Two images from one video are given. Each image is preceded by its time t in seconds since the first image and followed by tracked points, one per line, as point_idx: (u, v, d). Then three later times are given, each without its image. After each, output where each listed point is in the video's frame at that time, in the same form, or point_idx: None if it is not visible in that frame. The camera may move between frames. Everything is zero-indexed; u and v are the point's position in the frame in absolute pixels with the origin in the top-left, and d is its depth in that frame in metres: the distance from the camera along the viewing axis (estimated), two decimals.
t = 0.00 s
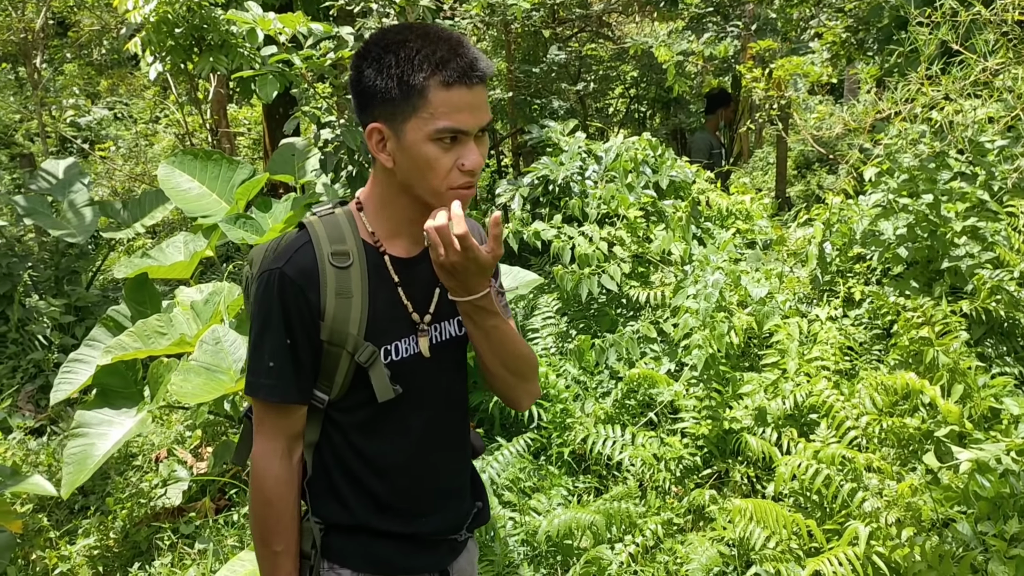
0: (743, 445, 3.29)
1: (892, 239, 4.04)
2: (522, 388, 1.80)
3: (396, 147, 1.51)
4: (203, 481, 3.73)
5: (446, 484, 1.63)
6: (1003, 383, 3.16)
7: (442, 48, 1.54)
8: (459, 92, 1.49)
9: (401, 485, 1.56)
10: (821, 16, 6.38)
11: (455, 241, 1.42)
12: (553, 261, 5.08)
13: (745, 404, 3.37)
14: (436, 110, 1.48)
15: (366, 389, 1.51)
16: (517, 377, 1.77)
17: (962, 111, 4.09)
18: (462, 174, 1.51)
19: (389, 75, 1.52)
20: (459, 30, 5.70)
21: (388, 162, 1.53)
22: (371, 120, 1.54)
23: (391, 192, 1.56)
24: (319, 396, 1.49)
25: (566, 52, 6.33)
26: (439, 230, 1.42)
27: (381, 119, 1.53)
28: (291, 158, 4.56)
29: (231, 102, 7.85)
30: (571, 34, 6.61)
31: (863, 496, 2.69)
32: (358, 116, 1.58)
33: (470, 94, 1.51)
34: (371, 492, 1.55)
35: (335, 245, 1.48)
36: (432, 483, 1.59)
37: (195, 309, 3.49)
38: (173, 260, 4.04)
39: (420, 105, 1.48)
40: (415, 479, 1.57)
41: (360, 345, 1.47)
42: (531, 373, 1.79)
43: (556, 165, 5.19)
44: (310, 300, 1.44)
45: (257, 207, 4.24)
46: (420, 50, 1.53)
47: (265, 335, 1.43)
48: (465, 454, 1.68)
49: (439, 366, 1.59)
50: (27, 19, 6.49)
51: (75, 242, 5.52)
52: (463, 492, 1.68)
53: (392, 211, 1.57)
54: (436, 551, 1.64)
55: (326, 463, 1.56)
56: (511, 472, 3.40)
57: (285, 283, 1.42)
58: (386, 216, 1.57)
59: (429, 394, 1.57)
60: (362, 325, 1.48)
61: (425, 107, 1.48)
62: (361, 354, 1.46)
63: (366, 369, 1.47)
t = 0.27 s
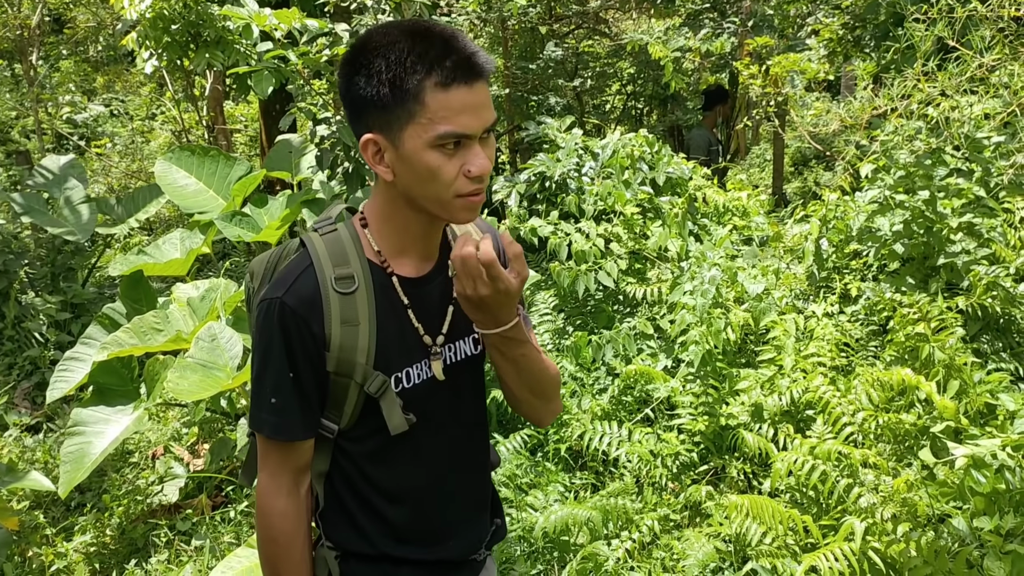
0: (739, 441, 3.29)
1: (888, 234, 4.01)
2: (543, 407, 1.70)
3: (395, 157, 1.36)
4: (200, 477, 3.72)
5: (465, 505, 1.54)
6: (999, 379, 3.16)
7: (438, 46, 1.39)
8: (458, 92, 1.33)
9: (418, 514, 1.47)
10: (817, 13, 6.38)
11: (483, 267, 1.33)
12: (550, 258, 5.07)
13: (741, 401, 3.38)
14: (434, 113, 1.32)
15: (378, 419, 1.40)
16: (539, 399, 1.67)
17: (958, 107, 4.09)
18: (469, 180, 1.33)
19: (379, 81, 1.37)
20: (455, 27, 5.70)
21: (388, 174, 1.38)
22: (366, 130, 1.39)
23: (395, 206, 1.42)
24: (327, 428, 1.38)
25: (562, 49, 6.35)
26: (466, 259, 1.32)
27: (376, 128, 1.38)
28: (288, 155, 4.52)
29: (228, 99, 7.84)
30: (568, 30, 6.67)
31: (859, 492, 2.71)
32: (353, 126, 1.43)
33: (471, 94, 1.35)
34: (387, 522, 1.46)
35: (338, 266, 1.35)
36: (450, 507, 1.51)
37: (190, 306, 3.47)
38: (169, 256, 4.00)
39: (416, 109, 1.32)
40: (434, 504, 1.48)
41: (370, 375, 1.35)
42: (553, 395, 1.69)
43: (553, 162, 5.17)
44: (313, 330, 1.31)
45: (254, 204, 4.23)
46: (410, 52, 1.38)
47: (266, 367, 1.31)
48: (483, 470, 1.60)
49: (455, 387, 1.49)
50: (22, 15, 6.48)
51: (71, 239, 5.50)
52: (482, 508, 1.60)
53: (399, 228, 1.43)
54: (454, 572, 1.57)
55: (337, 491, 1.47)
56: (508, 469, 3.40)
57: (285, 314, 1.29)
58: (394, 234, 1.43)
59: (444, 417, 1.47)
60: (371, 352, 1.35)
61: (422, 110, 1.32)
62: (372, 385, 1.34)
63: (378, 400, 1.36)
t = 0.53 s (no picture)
0: (736, 439, 3.29)
1: (885, 233, 4.03)
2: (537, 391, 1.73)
3: (364, 137, 1.21)
4: (197, 476, 3.73)
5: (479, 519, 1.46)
6: (995, 377, 3.16)
7: (409, 8, 1.24)
8: (435, 60, 1.19)
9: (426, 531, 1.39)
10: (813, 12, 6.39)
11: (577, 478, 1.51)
12: (547, 256, 5.07)
13: (738, 399, 3.38)
14: (410, 85, 1.18)
15: (370, 439, 1.28)
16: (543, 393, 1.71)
17: (954, 105, 4.10)
18: (448, 162, 1.20)
19: (347, 49, 1.23)
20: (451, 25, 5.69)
21: (356, 158, 1.24)
22: (331, 109, 1.25)
23: (366, 196, 1.28)
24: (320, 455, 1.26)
25: (558, 47, 6.46)
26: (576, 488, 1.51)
27: (341, 105, 1.23)
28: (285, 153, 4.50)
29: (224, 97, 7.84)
30: (564, 29, 6.82)
31: (856, 490, 2.70)
32: (315, 106, 1.29)
33: (450, 63, 1.21)
34: (395, 544, 1.38)
35: (311, 276, 1.22)
36: (463, 522, 1.43)
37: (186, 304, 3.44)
38: (166, 255, 3.98)
39: (387, 81, 1.18)
40: (445, 521, 1.40)
41: (357, 393, 1.22)
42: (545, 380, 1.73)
43: (550, 160, 5.17)
44: (287, 349, 1.18)
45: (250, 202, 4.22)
46: (381, 14, 1.23)
47: (239, 394, 1.19)
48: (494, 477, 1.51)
49: (458, 393, 1.38)
50: (18, 13, 6.46)
51: (66, 238, 5.49)
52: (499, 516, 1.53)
53: (370, 221, 1.30)
54: None
55: (340, 518, 1.37)
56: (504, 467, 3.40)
57: (256, 341, 1.17)
58: (367, 228, 1.30)
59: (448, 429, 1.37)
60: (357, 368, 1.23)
61: (395, 82, 1.18)
62: (362, 405, 1.22)
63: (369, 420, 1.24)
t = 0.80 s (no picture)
0: (732, 440, 3.30)
1: (880, 234, 4.04)
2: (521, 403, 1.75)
3: (375, 154, 1.21)
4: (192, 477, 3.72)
5: (481, 545, 1.48)
6: (989, 377, 3.17)
7: (423, 16, 1.22)
8: (455, 74, 1.19)
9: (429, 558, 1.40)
10: (808, 13, 6.41)
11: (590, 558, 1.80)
12: (542, 257, 5.07)
13: (734, 399, 3.38)
14: (429, 102, 1.18)
15: (375, 469, 1.29)
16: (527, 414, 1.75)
17: (949, 107, 4.08)
18: (465, 180, 1.22)
19: (356, 58, 1.20)
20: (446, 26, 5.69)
21: (365, 176, 1.23)
22: (337, 122, 1.23)
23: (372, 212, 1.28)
24: (324, 486, 1.27)
25: (554, 48, 6.51)
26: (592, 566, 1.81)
27: (349, 121, 1.21)
28: (279, 154, 4.48)
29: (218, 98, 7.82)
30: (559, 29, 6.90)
31: (851, 490, 2.70)
32: (317, 116, 1.26)
33: (467, 78, 1.21)
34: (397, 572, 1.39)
35: (312, 307, 1.21)
36: (465, 548, 1.45)
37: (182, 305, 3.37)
38: (162, 256, 3.96)
39: (405, 97, 1.17)
40: (448, 548, 1.42)
41: (363, 428, 1.22)
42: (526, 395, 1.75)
43: (545, 161, 5.19)
44: (289, 385, 1.18)
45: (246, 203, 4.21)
46: (392, 22, 1.20)
47: (240, 434, 1.18)
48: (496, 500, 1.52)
49: (463, 420, 1.39)
50: (12, 14, 6.44)
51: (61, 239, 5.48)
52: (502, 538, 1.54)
53: (375, 237, 1.31)
54: None
55: (342, 548, 1.38)
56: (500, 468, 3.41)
57: (258, 380, 1.16)
58: (369, 244, 1.32)
59: (452, 457, 1.37)
60: (363, 401, 1.23)
61: (413, 99, 1.17)
62: (368, 438, 1.22)
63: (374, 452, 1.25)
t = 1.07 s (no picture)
0: (721, 442, 3.29)
1: (868, 236, 4.05)
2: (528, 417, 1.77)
3: (439, 153, 1.24)
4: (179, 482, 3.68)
5: (512, 557, 1.48)
6: (977, 379, 3.18)
7: (494, 15, 1.25)
8: (525, 73, 1.22)
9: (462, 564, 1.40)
10: (796, 14, 6.43)
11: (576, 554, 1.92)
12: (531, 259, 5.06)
13: (723, 401, 3.38)
14: (496, 102, 1.21)
15: (414, 470, 1.31)
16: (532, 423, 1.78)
17: (936, 109, 4.12)
18: (527, 180, 1.25)
19: (427, 56, 1.24)
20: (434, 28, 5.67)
21: (427, 173, 1.26)
22: (403, 119, 1.26)
23: (429, 209, 1.32)
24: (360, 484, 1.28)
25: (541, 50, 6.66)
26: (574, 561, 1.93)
27: (416, 119, 1.25)
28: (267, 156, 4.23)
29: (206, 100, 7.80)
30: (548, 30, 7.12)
31: (840, 493, 2.69)
32: (384, 113, 1.30)
33: (534, 79, 1.24)
34: None
35: (359, 303, 1.25)
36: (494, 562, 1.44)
37: (168, 308, 3.26)
38: (147, 259, 3.95)
39: (473, 96, 1.20)
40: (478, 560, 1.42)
41: (403, 425, 1.24)
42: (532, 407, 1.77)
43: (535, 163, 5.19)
44: (333, 379, 1.20)
45: (232, 205, 4.19)
46: (466, 21, 1.23)
47: (282, 426, 1.20)
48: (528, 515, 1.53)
49: (502, 426, 1.40)
50: None
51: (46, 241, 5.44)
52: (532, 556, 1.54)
53: (432, 235, 1.35)
54: None
55: (372, 554, 1.38)
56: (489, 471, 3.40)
57: (301, 369, 1.18)
58: (423, 243, 1.36)
59: (488, 464, 1.39)
60: (404, 399, 1.25)
61: (482, 98, 1.20)
62: (407, 438, 1.24)
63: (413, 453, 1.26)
